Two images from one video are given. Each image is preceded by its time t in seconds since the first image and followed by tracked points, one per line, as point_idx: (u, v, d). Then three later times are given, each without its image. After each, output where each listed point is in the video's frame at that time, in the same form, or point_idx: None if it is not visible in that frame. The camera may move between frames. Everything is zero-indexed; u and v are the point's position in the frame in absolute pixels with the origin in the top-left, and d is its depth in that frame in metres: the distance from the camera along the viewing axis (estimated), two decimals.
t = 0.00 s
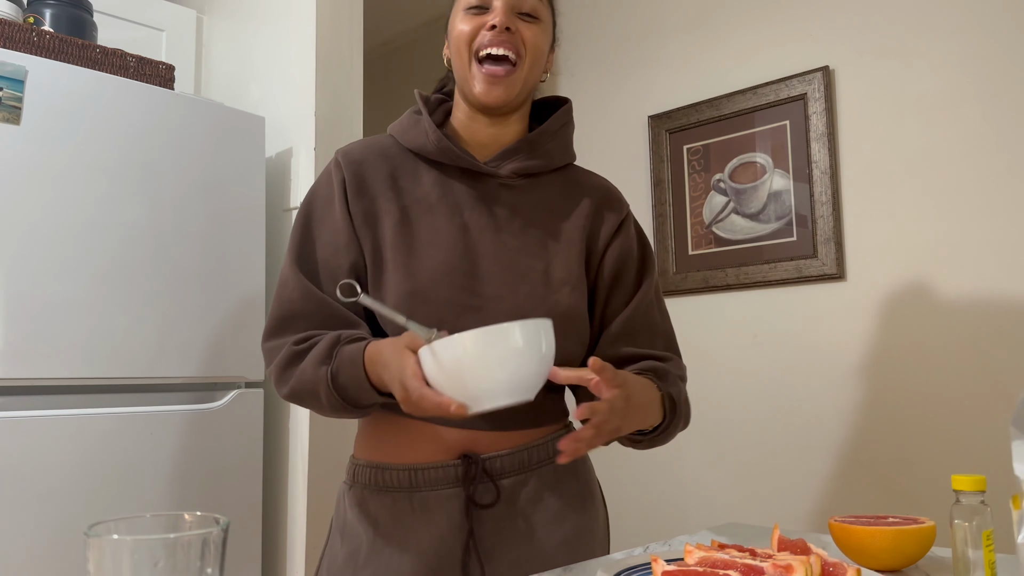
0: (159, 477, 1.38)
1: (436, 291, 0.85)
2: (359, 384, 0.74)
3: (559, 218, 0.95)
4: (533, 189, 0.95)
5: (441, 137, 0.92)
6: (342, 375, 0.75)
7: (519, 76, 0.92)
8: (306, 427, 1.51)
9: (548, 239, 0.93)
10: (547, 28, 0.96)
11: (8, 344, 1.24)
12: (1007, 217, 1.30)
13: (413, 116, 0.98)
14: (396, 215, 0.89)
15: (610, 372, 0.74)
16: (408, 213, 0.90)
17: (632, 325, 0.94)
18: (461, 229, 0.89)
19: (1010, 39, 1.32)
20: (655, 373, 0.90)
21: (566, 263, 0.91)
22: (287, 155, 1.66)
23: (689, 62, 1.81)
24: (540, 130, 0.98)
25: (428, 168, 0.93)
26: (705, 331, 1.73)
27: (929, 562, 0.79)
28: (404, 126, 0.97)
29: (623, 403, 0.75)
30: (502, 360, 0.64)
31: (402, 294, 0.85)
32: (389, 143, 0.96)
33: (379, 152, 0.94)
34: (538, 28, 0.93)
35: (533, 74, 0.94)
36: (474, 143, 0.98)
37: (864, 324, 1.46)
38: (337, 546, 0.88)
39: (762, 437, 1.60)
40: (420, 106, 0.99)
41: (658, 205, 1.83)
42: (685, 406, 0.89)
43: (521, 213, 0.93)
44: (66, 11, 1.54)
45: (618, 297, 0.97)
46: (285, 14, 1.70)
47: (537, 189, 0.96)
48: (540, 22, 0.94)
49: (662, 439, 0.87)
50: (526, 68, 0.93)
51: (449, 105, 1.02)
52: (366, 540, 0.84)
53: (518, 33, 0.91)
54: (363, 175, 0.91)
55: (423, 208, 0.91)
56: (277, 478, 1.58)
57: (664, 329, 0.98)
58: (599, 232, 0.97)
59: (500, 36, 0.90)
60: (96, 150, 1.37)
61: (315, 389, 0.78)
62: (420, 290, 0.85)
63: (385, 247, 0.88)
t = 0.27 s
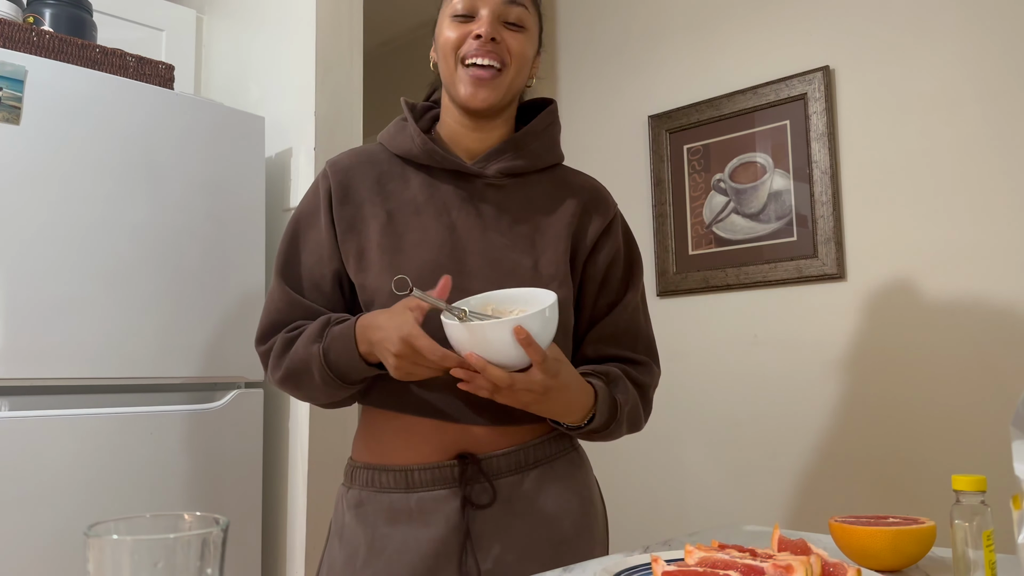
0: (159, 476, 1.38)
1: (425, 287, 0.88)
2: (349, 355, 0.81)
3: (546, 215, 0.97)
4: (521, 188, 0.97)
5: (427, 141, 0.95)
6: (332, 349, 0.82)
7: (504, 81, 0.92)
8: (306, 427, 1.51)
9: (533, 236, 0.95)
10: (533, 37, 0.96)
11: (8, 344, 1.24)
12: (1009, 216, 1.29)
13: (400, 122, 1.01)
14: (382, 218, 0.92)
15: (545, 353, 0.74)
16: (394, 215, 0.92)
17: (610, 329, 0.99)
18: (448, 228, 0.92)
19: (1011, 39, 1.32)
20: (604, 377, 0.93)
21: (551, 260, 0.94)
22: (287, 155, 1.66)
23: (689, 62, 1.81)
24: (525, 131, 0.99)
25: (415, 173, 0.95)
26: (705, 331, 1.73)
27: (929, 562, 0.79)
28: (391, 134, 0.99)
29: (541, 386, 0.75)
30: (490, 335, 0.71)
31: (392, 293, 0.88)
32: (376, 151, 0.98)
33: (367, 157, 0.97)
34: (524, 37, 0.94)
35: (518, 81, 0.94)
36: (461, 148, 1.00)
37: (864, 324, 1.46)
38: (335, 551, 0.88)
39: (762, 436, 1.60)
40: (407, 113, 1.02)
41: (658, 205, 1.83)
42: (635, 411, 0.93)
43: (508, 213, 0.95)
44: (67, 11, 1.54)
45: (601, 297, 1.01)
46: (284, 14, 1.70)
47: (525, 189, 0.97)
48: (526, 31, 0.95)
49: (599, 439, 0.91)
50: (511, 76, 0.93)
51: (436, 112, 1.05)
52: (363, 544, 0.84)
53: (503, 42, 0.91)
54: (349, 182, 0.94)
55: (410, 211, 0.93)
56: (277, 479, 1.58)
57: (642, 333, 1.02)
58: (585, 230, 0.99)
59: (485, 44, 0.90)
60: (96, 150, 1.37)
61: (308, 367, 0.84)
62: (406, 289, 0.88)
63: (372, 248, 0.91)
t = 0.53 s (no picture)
0: (159, 476, 1.38)
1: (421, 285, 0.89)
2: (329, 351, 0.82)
3: (541, 212, 0.97)
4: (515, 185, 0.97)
5: (421, 145, 0.94)
6: (312, 347, 0.83)
7: (495, 135, 0.93)
8: (306, 427, 1.51)
9: (529, 233, 0.95)
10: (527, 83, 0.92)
11: (9, 344, 1.24)
12: (1010, 216, 1.29)
13: (395, 131, 0.99)
14: (377, 218, 0.92)
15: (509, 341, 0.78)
16: (389, 217, 0.92)
17: (606, 328, 1.02)
18: (443, 228, 0.92)
19: (1011, 39, 1.32)
20: (583, 360, 0.94)
21: (547, 255, 0.94)
22: (287, 155, 1.66)
23: (689, 62, 1.81)
24: (517, 132, 0.99)
25: (411, 178, 0.95)
26: (705, 331, 1.73)
27: (930, 562, 0.79)
28: (386, 141, 0.98)
29: (507, 370, 0.80)
30: (458, 321, 0.77)
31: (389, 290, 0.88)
32: (372, 160, 0.97)
33: (358, 165, 0.97)
34: (519, 91, 0.91)
35: (510, 126, 0.94)
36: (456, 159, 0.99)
37: (864, 324, 1.46)
38: (335, 552, 0.87)
39: (762, 436, 1.60)
40: (402, 123, 1.01)
41: (658, 205, 1.83)
42: (615, 391, 0.94)
43: (503, 211, 0.95)
44: (67, 11, 1.54)
45: (596, 295, 1.02)
46: (284, 14, 1.70)
47: (520, 189, 0.98)
48: (521, 82, 0.91)
49: (579, 416, 0.93)
50: (503, 125, 0.93)
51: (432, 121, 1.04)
52: (363, 544, 0.84)
53: (498, 101, 0.89)
54: (343, 188, 0.94)
55: (406, 212, 0.93)
56: (277, 479, 1.58)
57: (635, 326, 1.03)
58: (579, 232, 0.99)
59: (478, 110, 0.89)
60: (96, 150, 1.37)
61: (292, 368, 0.85)
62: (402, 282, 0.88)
63: (366, 248, 0.91)
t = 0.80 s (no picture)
0: (159, 476, 1.38)
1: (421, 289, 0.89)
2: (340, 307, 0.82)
3: (539, 217, 0.97)
4: (514, 191, 0.98)
5: (419, 151, 0.95)
6: (324, 307, 0.83)
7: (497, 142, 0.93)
8: (306, 427, 1.51)
9: (527, 239, 0.95)
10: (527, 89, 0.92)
11: (9, 344, 1.24)
12: (1010, 216, 1.29)
13: (394, 136, 1.00)
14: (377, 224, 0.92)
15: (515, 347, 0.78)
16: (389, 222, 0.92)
17: (603, 330, 1.02)
18: (442, 233, 0.93)
19: (1011, 38, 1.32)
20: (582, 364, 0.94)
21: (545, 262, 0.94)
22: (286, 155, 1.66)
23: (690, 62, 1.81)
24: (514, 138, 0.99)
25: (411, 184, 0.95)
26: (705, 331, 1.73)
27: (930, 562, 0.79)
28: (385, 146, 0.99)
29: (512, 376, 0.80)
30: (466, 332, 0.76)
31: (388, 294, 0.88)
32: (370, 164, 0.98)
33: (358, 171, 0.97)
34: (519, 97, 0.91)
35: (510, 131, 0.94)
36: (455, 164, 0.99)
37: (864, 324, 1.46)
38: (339, 553, 0.88)
39: (762, 435, 1.60)
40: (401, 128, 1.01)
41: (658, 205, 1.83)
42: (613, 392, 0.94)
43: (501, 217, 0.96)
44: (67, 11, 1.54)
45: (593, 300, 1.03)
46: (284, 14, 1.70)
47: (517, 195, 0.98)
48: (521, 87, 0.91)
49: (579, 418, 0.93)
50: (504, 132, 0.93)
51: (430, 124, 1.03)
52: (367, 544, 0.84)
53: (498, 108, 0.89)
54: (343, 194, 0.94)
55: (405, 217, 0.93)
56: (277, 478, 1.58)
57: (632, 328, 1.03)
58: (576, 237, 0.99)
59: (480, 117, 0.88)
60: (96, 150, 1.37)
61: (305, 333, 0.85)
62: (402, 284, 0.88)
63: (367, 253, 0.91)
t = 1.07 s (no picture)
0: (159, 477, 1.38)
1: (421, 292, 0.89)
2: (344, 299, 0.82)
3: (537, 221, 0.97)
4: (514, 195, 0.98)
5: (419, 156, 0.95)
6: (330, 301, 0.83)
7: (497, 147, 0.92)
8: (306, 427, 1.51)
9: (526, 242, 0.95)
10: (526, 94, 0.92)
11: (9, 344, 1.24)
12: (1010, 216, 1.29)
13: (393, 140, 1.00)
14: (378, 224, 0.92)
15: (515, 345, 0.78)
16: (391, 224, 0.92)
17: (601, 333, 1.02)
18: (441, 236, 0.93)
19: (1011, 38, 1.32)
20: (577, 362, 0.94)
21: (543, 265, 0.94)
22: (286, 155, 1.66)
23: (690, 62, 1.81)
24: (513, 142, 0.99)
25: (412, 186, 0.96)
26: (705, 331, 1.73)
27: (929, 562, 0.79)
28: (386, 150, 0.99)
29: (512, 372, 0.80)
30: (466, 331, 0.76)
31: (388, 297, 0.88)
32: (372, 166, 0.98)
33: (359, 172, 0.97)
34: (518, 102, 0.91)
35: (510, 136, 0.94)
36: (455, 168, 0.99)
37: (864, 325, 1.46)
38: (340, 554, 0.88)
39: (762, 435, 1.60)
40: (400, 131, 1.00)
41: (658, 205, 1.83)
42: (609, 391, 0.94)
43: (500, 220, 0.96)
44: (67, 11, 1.54)
45: (591, 303, 1.03)
46: (284, 14, 1.70)
47: (516, 199, 0.98)
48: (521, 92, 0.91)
49: (576, 416, 0.93)
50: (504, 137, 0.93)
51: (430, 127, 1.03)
52: (367, 544, 0.84)
53: (498, 113, 0.89)
54: (344, 195, 0.94)
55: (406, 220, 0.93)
56: (277, 478, 1.58)
57: (629, 331, 1.04)
58: (575, 240, 0.99)
59: (480, 122, 0.88)
60: (96, 150, 1.37)
61: (310, 328, 0.85)
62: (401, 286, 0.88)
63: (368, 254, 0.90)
